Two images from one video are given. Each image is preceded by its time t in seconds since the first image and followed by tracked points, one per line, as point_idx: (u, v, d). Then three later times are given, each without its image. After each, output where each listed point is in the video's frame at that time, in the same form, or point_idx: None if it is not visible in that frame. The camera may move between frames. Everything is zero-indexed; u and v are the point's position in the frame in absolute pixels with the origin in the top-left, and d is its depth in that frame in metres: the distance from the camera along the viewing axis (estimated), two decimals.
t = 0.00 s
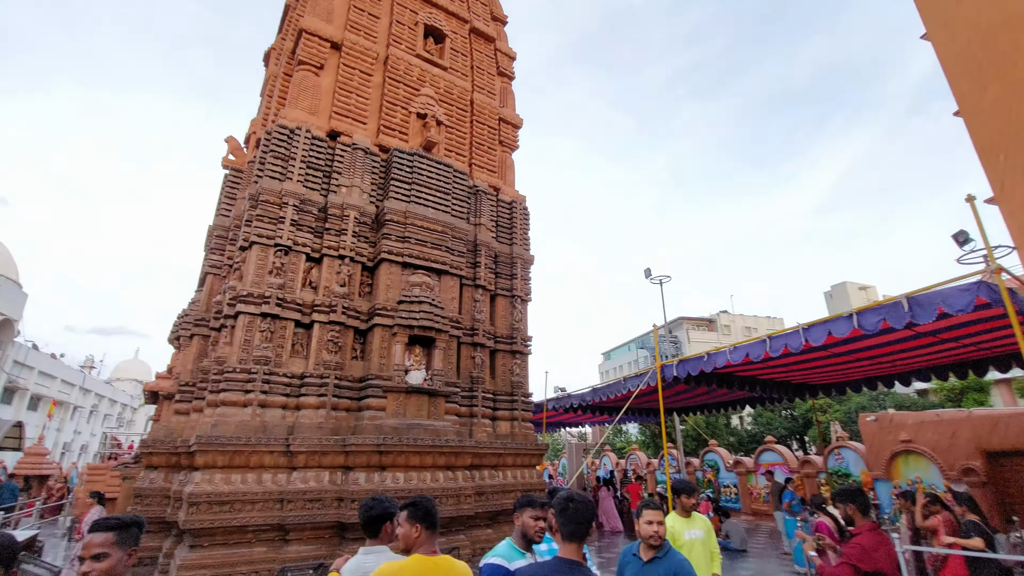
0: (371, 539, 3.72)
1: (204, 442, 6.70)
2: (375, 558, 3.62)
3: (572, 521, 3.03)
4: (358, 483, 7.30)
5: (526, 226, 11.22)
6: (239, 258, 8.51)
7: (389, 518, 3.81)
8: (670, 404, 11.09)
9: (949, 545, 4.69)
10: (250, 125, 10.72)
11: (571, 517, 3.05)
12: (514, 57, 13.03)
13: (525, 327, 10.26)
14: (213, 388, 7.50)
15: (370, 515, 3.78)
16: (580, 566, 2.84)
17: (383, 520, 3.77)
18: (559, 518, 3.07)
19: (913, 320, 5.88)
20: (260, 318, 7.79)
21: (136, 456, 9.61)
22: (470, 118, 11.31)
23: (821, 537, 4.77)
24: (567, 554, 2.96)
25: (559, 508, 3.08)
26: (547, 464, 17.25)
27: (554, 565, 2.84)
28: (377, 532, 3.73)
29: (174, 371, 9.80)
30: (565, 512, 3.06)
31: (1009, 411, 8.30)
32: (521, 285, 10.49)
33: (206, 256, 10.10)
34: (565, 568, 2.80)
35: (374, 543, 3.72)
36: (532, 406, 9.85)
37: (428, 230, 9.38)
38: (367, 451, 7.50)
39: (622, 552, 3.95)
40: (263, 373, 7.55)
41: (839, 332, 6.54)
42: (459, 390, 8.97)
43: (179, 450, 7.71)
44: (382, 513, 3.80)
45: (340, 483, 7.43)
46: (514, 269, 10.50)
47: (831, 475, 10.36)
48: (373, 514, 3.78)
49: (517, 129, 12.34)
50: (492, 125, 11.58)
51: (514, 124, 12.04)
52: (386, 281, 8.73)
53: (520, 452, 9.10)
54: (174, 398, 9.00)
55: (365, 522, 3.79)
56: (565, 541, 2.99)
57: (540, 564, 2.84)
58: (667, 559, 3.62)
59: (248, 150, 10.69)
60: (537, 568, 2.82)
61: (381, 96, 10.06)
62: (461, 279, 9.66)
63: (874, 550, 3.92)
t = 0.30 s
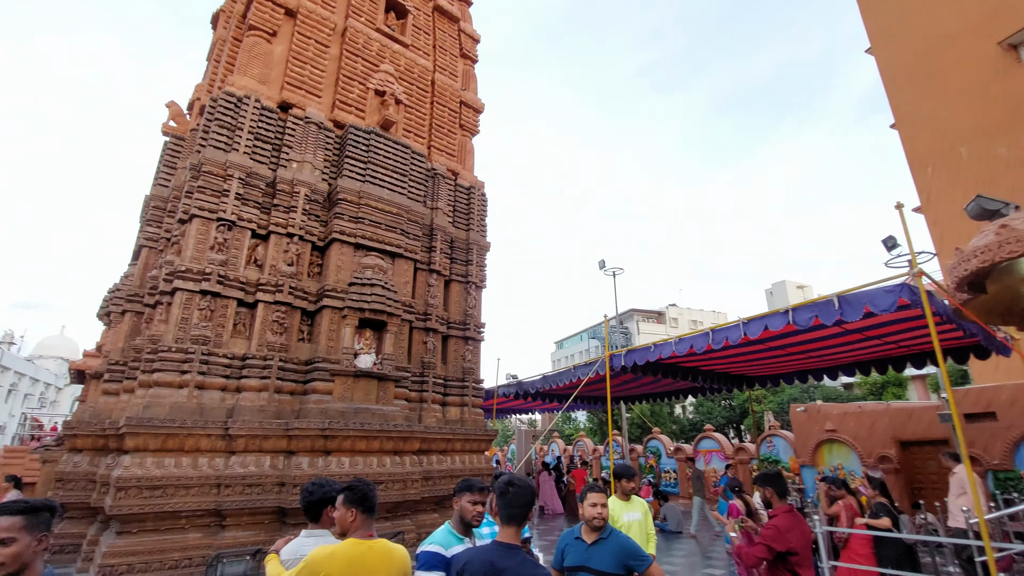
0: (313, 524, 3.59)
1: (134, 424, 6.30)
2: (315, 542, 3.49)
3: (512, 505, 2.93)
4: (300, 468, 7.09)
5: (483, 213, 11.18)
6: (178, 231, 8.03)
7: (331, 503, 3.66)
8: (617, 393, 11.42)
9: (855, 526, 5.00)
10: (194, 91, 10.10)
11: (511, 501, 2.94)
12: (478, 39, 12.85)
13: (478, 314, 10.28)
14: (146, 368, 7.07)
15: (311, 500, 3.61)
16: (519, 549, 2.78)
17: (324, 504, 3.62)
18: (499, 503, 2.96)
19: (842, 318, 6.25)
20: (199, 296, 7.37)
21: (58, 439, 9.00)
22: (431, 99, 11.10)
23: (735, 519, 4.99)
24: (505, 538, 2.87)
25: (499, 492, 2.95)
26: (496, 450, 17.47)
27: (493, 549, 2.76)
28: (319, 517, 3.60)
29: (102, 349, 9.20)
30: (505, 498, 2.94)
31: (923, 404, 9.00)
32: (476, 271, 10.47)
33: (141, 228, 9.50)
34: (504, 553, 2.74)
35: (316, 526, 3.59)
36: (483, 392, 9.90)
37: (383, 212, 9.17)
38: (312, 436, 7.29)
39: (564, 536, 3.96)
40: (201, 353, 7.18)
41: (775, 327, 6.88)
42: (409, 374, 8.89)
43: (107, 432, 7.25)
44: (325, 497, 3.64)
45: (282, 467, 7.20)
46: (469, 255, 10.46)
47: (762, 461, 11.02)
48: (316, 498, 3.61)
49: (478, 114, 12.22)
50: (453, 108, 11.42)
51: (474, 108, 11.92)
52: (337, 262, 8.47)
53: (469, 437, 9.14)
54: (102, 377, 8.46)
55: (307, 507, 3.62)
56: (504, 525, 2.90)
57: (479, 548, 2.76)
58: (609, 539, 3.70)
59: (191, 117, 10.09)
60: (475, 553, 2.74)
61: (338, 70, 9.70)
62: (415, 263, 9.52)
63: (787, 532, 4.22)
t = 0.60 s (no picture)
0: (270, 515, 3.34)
1: (72, 412, 5.89)
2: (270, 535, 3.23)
3: (472, 498, 2.86)
4: (250, 461, 6.83)
5: (450, 205, 11.10)
6: (125, 211, 7.62)
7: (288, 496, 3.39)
8: (578, 389, 11.56)
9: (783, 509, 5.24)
10: (148, 64, 9.60)
11: (471, 494, 2.86)
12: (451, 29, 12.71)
13: (442, 306, 10.21)
14: (86, 354, 6.66)
15: (268, 492, 3.36)
16: (471, 540, 2.76)
17: (280, 497, 3.36)
18: (459, 494, 2.87)
19: (792, 320, 6.49)
20: (147, 280, 7.00)
21: None
22: (400, 87, 10.92)
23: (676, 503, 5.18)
24: (458, 530, 2.81)
25: (463, 485, 2.85)
26: (457, 444, 17.44)
27: (445, 541, 2.72)
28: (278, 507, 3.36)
29: (38, 333, 8.64)
30: (468, 490, 2.85)
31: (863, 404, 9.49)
32: (441, 264, 10.39)
33: (85, 206, 8.97)
34: (456, 545, 2.70)
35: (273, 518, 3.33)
36: (444, 385, 9.86)
37: (346, 200, 8.97)
38: (265, 428, 7.06)
39: (518, 530, 3.94)
40: (148, 340, 6.82)
41: (729, 327, 7.09)
42: (369, 366, 8.75)
43: (41, 421, 6.81)
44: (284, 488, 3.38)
45: (232, 460, 6.94)
46: (435, 248, 10.37)
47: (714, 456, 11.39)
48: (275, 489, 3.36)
49: (448, 105, 12.11)
50: (422, 97, 11.27)
51: (444, 98, 11.81)
52: (297, 249, 8.20)
53: (428, 430, 9.08)
54: (37, 362, 7.94)
55: (264, 500, 3.36)
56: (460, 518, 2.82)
57: (432, 540, 2.71)
58: (563, 531, 3.72)
59: (144, 91, 9.59)
60: (427, 545, 2.68)
61: (304, 51, 9.41)
62: (378, 254, 9.36)
63: (729, 526, 4.40)
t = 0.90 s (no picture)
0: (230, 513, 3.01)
1: (16, 404, 5.54)
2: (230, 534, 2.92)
3: (440, 493, 2.82)
4: (208, 455, 6.59)
5: (422, 199, 11.00)
6: (78, 193, 7.24)
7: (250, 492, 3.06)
8: (546, 386, 11.63)
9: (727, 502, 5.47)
10: (107, 40, 9.16)
11: (440, 490, 2.83)
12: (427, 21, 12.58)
13: (411, 301, 10.13)
14: (32, 342, 6.28)
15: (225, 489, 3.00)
16: (435, 533, 2.70)
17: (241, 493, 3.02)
18: (426, 489, 2.83)
19: (753, 322, 6.67)
20: (100, 267, 6.65)
21: None
22: (373, 76, 10.74)
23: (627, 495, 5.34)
24: (423, 523, 2.74)
25: (433, 479, 2.84)
26: (424, 440, 17.34)
27: (410, 533, 2.66)
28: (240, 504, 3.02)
29: None
30: (437, 485, 2.84)
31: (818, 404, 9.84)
32: (411, 258, 10.30)
33: (34, 187, 8.49)
34: (420, 537, 2.64)
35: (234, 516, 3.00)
36: (411, 380, 9.78)
37: (315, 190, 8.78)
38: (224, 422, 6.82)
39: (481, 528, 3.91)
40: (100, 330, 6.48)
41: (694, 327, 7.24)
42: (335, 360, 8.60)
43: None
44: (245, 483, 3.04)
45: (188, 455, 6.66)
46: (405, 241, 10.26)
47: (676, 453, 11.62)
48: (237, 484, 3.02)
49: (422, 97, 11.99)
50: (396, 88, 11.13)
51: (419, 90, 11.69)
52: (261, 239, 7.97)
53: (394, 426, 8.98)
54: None
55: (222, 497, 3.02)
56: (425, 511, 2.75)
57: (396, 534, 2.64)
58: (524, 528, 3.67)
59: (102, 69, 9.15)
60: (391, 539, 2.61)
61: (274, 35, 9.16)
62: (347, 246, 9.20)
63: (685, 523, 4.49)
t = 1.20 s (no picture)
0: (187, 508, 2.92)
1: None
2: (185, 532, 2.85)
3: (406, 485, 2.75)
4: (171, 450, 6.36)
5: (399, 192, 10.91)
6: (37, 176, 6.92)
7: (208, 487, 3.00)
8: (520, 382, 11.66)
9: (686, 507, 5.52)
10: (71, 18, 8.78)
11: (406, 483, 2.75)
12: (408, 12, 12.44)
13: (386, 296, 10.05)
14: None
15: (180, 484, 2.91)
16: (406, 526, 2.67)
17: (197, 489, 2.94)
18: (391, 484, 2.75)
19: (723, 321, 6.80)
20: (60, 254, 6.37)
21: None
22: (351, 66, 10.59)
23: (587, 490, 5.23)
24: (393, 517, 2.70)
25: (397, 472, 2.74)
26: (397, 436, 17.21)
27: (380, 527, 2.62)
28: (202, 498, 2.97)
29: None
30: (402, 478, 2.75)
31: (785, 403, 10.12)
32: (387, 252, 10.21)
33: None
34: (391, 530, 2.61)
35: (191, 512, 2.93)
36: (384, 375, 9.70)
37: (288, 180, 8.60)
38: (189, 416, 6.62)
39: (448, 523, 3.89)
40: (58, 319, 6.20)
41: (666, 326, 7.34)
42: (306, 354, 8.46)
43: None
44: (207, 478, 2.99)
45: (151, 450, 6.43)
46: (381, 235, 10.16)
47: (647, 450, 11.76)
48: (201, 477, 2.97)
49: (401, 89, 11.87)
50: (375, 79, 10.99)
51: (398, 82, 11.57)
52: (232, 228, 7.76)
53: (366, 421, 8.90)
54: None
55: (174, 491, 2.90)
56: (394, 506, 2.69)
57: (366, 528, 2.60)
58: (492, 525, 3.65)
59: (66, 48, 8.78)
60: (361, 533, 2.58)
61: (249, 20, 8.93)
62: (321, 238, 9.06)
63: (652, 519, 4.55)
